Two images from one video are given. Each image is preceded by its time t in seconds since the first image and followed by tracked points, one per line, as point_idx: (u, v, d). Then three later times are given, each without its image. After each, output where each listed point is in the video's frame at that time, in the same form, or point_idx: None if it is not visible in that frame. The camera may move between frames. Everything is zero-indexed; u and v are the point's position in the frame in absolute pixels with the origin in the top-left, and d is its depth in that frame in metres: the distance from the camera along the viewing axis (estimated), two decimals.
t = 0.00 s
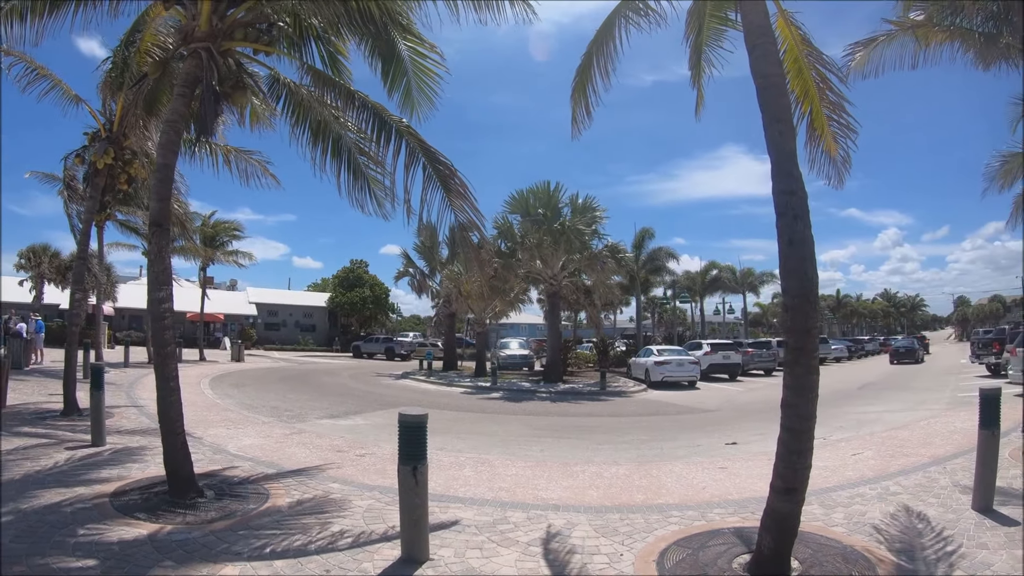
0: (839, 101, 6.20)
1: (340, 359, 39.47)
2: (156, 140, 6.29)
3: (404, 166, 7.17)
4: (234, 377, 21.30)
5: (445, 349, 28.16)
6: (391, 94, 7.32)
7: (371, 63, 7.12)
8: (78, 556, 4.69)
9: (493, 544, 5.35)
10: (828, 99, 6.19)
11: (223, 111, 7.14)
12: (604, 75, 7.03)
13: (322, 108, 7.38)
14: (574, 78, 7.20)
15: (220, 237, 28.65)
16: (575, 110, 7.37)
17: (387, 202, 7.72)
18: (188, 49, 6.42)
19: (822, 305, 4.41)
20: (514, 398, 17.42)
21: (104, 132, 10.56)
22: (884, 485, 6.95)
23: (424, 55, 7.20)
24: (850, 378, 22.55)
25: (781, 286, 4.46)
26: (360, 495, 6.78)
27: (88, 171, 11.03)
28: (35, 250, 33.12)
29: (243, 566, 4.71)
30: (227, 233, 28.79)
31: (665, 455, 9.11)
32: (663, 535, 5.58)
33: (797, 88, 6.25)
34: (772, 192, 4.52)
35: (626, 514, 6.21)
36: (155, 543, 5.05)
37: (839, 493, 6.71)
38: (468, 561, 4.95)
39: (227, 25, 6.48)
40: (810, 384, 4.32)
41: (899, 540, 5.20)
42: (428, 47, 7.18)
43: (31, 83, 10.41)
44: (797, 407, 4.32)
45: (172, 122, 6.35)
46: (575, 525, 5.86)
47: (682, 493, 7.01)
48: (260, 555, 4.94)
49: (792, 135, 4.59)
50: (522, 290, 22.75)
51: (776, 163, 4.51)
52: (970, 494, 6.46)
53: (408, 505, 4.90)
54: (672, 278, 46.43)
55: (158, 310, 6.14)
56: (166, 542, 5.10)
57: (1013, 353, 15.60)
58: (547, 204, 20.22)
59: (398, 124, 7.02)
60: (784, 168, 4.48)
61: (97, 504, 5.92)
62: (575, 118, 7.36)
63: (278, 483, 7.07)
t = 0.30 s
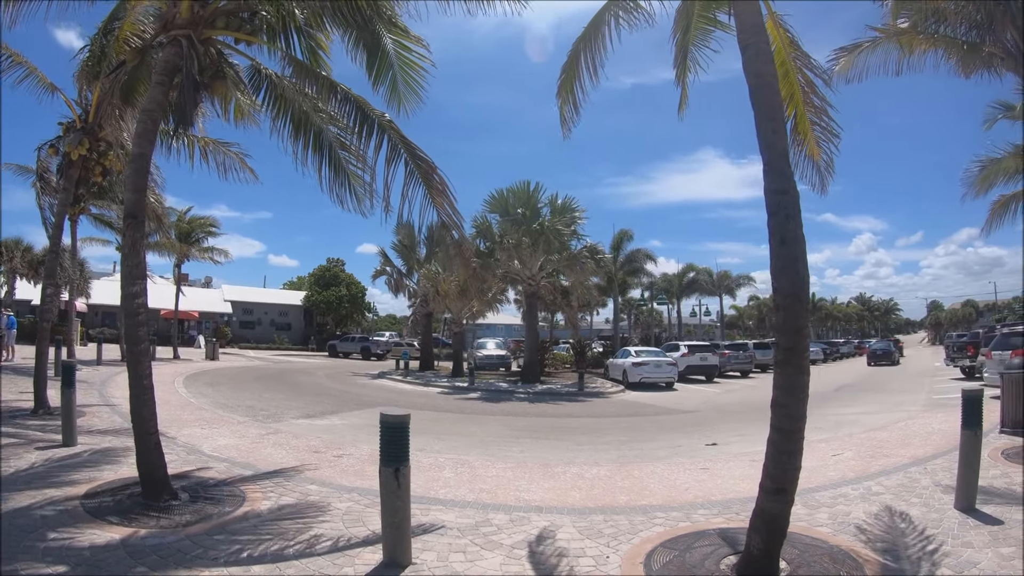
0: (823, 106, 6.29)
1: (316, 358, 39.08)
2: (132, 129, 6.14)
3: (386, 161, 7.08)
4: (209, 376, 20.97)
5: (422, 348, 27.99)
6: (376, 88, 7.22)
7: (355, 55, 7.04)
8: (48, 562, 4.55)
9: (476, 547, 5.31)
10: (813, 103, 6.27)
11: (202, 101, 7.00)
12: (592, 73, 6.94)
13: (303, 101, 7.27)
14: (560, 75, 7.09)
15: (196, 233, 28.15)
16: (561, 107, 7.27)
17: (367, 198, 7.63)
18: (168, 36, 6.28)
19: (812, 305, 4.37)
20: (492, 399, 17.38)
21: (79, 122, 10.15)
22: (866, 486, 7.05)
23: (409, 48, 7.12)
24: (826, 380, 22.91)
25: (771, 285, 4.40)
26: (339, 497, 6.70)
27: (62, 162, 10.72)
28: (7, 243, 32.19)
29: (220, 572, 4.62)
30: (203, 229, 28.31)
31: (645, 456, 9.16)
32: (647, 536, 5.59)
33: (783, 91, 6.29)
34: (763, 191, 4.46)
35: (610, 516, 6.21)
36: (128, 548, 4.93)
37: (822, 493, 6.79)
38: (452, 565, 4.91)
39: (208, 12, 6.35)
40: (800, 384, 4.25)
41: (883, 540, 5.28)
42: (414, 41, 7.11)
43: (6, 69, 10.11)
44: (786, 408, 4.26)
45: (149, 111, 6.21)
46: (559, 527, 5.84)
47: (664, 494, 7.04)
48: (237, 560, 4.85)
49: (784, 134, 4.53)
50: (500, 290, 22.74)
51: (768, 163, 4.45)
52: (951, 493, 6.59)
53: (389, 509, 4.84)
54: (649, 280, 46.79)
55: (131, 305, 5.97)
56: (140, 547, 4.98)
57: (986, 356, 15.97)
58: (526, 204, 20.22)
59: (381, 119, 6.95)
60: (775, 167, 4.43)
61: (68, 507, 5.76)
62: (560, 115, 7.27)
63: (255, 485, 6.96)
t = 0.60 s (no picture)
0: (808, 113, 6.30)
1: (285, 356, 38.62)
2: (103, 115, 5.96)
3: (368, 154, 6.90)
4: (177, 373, 20.54)
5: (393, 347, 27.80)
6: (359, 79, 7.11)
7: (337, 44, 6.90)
8: None
9: (461, 552, 5.25)
10: (797, 109, 6.28)
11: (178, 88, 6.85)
12: (583, 70, 6.55)
13: (282, 90, 7.12)
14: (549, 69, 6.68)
15: (165, 226, 27.54)
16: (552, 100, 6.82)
17: (346, 193, 7.50)
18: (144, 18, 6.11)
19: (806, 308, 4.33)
20: (465, 398, 17.34)
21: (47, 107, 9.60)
22: (846, 486, 7.19)
23: (393, 39, 6.98)
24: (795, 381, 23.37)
25: (766, 288, 4.34)
26: (317, 502, 6.59)
27: (29, 150, 10.34)
28: None
29: None
30: (172, 222, 27.70)
31: (623, 457, 9.21)
32: (634, 539, 5.60)
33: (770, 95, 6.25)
34: (759, 194, 4.40)
35: (593, 518, 6.21)
36: (99, 559, 4.78)
37: (803, 494, 6.90)
38: (439, 571, 4.85)
39: None
40: (794, 387, 4.20)
41: (864, 540, 5.39)
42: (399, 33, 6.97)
43: None
44: (779, 410, 4.19)
45: (123, 97, 6.03)
46: (543, 530, 5.83)
47: (646, 495, 7.08)
48: (215, 570, 4.74)
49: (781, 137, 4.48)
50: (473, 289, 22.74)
51: (764, 165, 4.39)
52: (930, 493, 6.75)
53: (373, 515, 4.78)
54: (622, 281, 47.19)
55: (99, 300, 5.77)
56: (110, 558, 4.83)
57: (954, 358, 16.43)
58: (502, 203, 20.16)
59: (362, 110, 6.82)
60: (772, 170, 4.37)
61: (33, 515, 5.56)
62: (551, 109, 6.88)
63: (228, 490, 6.82)
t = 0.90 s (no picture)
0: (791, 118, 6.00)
1: (252, 357, 37.94)
2: (70, 105, 5.72)
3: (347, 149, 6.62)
4: (142, 376, 20.01)
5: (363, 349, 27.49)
6: (338, 74, 6.95)
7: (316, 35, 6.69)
8: None
9: (446, 562, 5.17)
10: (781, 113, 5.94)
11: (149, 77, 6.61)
12: (570, 66, 6.37)
13: (257, 84, 6.92)
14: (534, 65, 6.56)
15: (130, 224, 26.85)
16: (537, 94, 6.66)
17: (321, 191, 7.35)
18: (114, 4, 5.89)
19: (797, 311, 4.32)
20: (437, 401, 17.22)
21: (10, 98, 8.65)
22: (827, 486, 7.30)
23: (374, 33, 6.83)
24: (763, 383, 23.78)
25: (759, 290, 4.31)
26: (292, 511, 6.45)
27: None
28: None
29: None
30: (137, 220, 27.00)
31: (601, 460, 9.24)
32: (621, 544, 5.58)
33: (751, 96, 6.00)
34: (753, 195, 4.37)
35: (578, 523, 6.20)
36: None
37: (786, 494, 6.99)
38: None
39: None
40: (787, 390, 4.17)
41: (853, 539, 5.47)
42: (379, 26, 6.79)
43: None
44: (772, 412, 4.18)
45: (90, 86, 5.80)
46: (529, 537, 5.79)
47: (629, 499, 7.11)
48: None
49: (774, 137, 4.46)
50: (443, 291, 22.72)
51: (755, 166, 4.37)
52: (908, 492, 6.92)
53: (357, 529, 4.51)
54: (592, 283, 47.45)
55: (63, 301, 5.59)
56: None
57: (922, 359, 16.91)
58: (474, 204, 20.09)
59: (341, 104, 6.63)
60: (765, 171, 4.34)
61: None
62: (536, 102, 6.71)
63: (200, 500, 6.64)
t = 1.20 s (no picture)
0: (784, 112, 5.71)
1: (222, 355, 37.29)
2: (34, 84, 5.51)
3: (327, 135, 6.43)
4: (110, 374, 19.53)
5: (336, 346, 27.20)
6: (318, 60, 6.62)
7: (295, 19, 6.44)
8: None
9: (432, 568, 5.09)
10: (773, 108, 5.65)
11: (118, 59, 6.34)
12: (557, 56, 6.34)
13: (231, 69, 6.72)
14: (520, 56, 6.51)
15: (99, 219, 26.16)
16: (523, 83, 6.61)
17: (297, 182, 7.19)
18: None
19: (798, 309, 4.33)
20: (411, 399, 17.09)
21: None
22: (815, 482, 7.41)
23: (355, 18, 6.56)
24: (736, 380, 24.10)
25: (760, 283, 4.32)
26: (267, 517, 6.33)
27: None
28: None
29: None
30: (106, 214, 26.32)
31: (583, 459, 9.24)
32: (611, 547, 5.56)
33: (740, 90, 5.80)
34: (753, 185, 4.39)
35: (565, 525, 6.18)
36: None
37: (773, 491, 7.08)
38: None
39: None
40: (788, 386, 4.19)
41: (850, 536, 5.54)
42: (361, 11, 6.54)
43: None
44: (773, 409, 4.20)
45: (56, 64, 5.59)
46: (517, 540, 5.75)
47: (616, 498, 7.12)
48: None
49: (775, 130, 4.46)
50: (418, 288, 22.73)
51: (757, 156, 4.39)
52: (897, 487, 7.05)
53: (338, 535, 4.45)
54: (568, 280, 47.59)
55: (23, 296, 5.41)
56: None
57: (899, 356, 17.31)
58: (451, 199, 20.01)
59: (320, 88, 6.48)
60: (765, 162, 4.36)
61: None
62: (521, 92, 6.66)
63: (170, 507, 6.48)
